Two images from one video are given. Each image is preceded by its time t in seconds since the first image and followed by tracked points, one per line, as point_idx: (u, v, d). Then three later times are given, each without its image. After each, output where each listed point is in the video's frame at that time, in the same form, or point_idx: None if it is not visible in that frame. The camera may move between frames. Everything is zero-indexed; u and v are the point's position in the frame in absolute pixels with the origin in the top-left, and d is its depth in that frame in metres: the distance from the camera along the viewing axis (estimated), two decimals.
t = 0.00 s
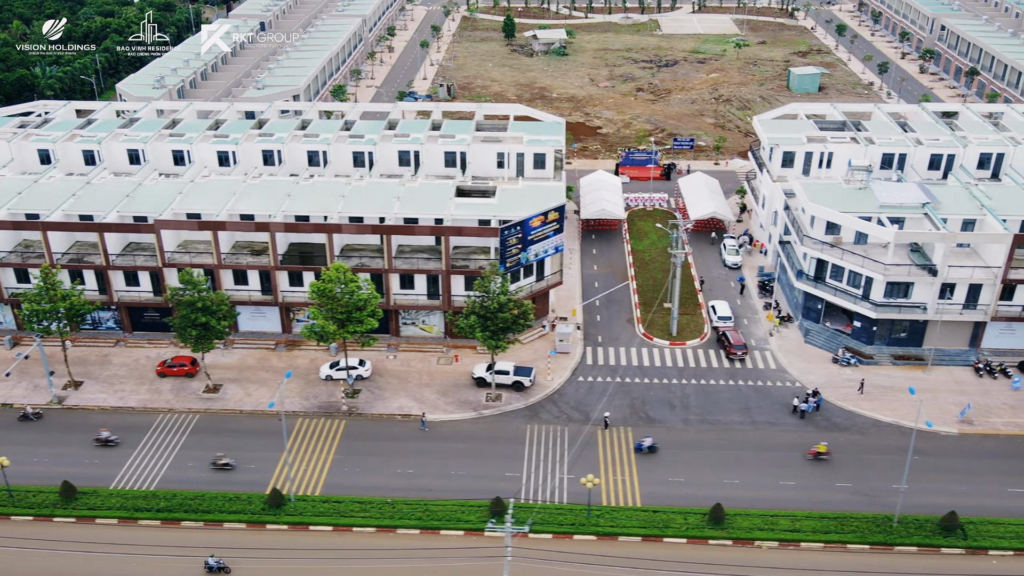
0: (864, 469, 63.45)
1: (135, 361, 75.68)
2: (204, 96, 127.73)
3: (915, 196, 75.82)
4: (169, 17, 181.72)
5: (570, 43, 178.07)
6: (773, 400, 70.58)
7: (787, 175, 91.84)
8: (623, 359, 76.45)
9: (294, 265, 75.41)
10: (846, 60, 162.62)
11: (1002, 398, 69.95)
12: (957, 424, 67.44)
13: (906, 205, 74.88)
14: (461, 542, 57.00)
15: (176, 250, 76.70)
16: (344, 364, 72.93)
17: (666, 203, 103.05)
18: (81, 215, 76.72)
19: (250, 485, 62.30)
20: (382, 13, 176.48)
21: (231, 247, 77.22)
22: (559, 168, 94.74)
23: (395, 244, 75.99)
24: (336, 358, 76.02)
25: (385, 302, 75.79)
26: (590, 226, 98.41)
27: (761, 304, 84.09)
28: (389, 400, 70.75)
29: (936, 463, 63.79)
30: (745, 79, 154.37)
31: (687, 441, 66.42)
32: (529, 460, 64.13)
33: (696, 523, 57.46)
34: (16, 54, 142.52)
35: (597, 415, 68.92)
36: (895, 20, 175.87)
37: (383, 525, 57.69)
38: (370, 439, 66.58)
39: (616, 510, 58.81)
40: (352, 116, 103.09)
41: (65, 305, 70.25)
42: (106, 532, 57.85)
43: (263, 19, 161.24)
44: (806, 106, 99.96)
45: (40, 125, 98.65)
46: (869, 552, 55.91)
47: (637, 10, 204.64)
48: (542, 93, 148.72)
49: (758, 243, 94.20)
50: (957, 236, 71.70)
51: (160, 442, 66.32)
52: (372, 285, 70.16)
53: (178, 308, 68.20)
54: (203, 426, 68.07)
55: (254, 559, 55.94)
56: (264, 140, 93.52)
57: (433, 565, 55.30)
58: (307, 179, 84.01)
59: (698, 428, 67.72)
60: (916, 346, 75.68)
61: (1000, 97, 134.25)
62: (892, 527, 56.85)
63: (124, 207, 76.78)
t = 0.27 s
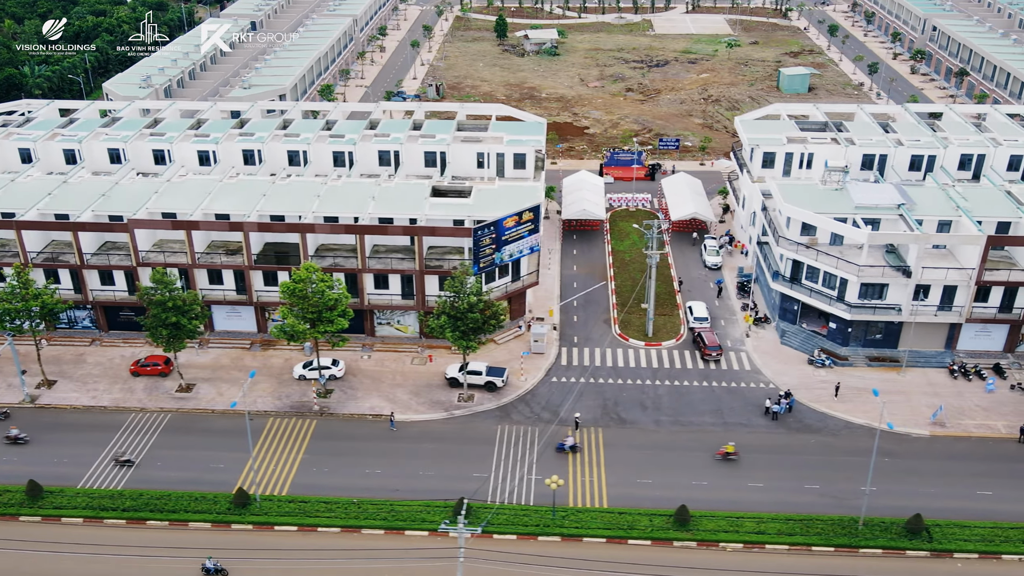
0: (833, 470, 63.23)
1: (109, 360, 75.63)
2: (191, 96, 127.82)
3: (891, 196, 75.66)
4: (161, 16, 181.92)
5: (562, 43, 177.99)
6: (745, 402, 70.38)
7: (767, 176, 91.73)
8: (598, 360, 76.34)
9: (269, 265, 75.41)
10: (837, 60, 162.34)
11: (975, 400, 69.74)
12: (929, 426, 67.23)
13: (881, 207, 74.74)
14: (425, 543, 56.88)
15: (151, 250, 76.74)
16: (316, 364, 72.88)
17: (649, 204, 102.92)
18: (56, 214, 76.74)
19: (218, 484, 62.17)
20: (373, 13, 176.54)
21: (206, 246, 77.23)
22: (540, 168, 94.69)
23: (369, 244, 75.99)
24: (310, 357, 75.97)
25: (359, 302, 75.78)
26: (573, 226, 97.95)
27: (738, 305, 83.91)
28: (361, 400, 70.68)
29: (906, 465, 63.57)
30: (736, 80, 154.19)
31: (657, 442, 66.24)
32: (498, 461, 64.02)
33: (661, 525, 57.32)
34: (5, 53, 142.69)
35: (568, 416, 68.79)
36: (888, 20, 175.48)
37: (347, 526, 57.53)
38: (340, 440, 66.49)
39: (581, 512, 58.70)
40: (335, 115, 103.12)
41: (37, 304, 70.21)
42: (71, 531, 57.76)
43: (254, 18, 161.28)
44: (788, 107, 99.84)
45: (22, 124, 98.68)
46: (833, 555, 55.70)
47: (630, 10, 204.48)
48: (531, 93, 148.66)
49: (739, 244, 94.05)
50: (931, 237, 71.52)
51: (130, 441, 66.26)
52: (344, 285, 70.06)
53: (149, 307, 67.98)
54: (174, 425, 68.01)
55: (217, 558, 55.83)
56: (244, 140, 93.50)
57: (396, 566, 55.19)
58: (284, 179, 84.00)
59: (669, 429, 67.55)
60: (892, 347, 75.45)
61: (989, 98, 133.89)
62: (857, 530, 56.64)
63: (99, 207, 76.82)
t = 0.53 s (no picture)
0: (810, 474, 62.82)
1: (93, 357, 75.95)
2: (188, 94, 128.30)
3: (876, 199, 75.12)
4: (164, 14, 182.81)
5: (563, 43, 177.83)
6: (726, 404, 70.06)
7: (757, 177, 91.30)
8: (580, 361, 76.14)
9: (252, 264, 75.54)
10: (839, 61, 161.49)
11: (957, 405, 69.22)
12: (909, 430, 66.75)
13: (866, 209, 74.26)
14: (396, 542, 56.81)
15: (136, 247, 77.05)
16: (298, 363, 72.99)
17: (640, 205, 102.62)
18: (42, 211, 77.14)
19: (193, 482, 62.32)
20: (375, 12, 176.89)
21: (190, 244, 77.45)
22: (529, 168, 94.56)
23: (352, 244, 76.06)
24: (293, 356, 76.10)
25: (342, 301, 75.88)
26: (563, 226, 98.12)
27: (724, 306, 83.55)
28: (341, 400, 70.74)
29: (884, 470, 63.11)
30: (736, 80, 153.64)
31: (634, 444, 65.99)
32: (474, 462, 63.95)
33: (633, 527, 57.10)
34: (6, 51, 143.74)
35: (547, 417, 68.64)
36: (892, 21, 174.42)
37: (319, 524, 57.54)
38: (317, 439, 66.54)
39: (553, 513, 58.57)
40: (327, 114, 103.30)
41: (20, 301, 70.60)
42: (44, 527, 57.96)
43: (255, 16, 161.84)
44: (781, 109, 99.40)
45: (16, 122, 99.24)
46: (805, 559, 55.31)
47: (634, 10, 204.05)
48: (529, 93, 148.60)
49: (728, 245, 93.68)
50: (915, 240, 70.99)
51: (109, 438, 66.50)
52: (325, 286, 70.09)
53: (129, 304, 68.50)
54: (154, 423, 68.22)
55: (188, 556, 55.91)
56: (234, 138, 93.67)
57: (365, 565, 55.16)
58: (271, 178, 84.14)
59: (648, 431, 67.29)
60: (876, 351, 74.96)
61: (990, 101, 132.88)
62: (830, 535, 56.25)
63: (85, 204, 77.18)
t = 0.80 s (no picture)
0: (784, 477, 62.44)
1: (75, 353, 76.25)
2: (184, 92, 128.78)
3: (859, 201, 74.59)
4: (167, 13, 183.69)
5: (564, 43, 177.61)
6: (703, 407, 69.72)
7: (744, 179, 90.88)
8: (559, 362, 75.98)
9: (232, 262, 75.64)
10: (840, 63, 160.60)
11: (936, 409, 68.67)
12: (887, 434, 66.26)
13: (848, 212, 73.80)
14: (363, 542, 56.75)
15: (118, 245, 77.38)
16: (276, 361, 73.08)
17: (630, 205, 102.31)
18: (26, 208, 77.54)
19: (166, 479, 62.42)
20: (376, 12, 177.18)
21: (173, 242, 77.68)
22: (517, 168, 94.47)
23: (333, 243, 76.13)
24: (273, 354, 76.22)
25: (322, 300, 76.00)
26: (552, 226, 97.75)
27: (708, 308, 83.19)
28: (318, 399, 70.80)
29: (859, 474, 62.67)
30: (734, 81, 153.05)
31: (609, 446, 65.76)
32: (446, 462, 63.88)
33: (601, 529, 56.89)
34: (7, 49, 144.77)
35: (522, 418, 68.51)
36: (895, 23, 173.27)
37: (288, 523, 57.50)
38: (292, 437, 66.59)
39: (522, 514, 58.42)
40: (317, 113, 103.52)
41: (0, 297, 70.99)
42: (15, 523, 58.19)
43: (255, 15, 162.37)
44: (771, 110, 98.93)
45: (8, 119, 99.80)
46: (773, 563, 54.96)
47: (637, 11, 203.56)
48: (527, 93, 148.46)
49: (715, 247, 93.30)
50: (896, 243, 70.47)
51: (85, 435, 66.74)
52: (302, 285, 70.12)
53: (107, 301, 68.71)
54: (131, 420, 68.42)
55: (155, 553, 56.01)
56: (223, 136, 93.83)
57: (331, 564, 55.14)
58: (256, 176, 84.28)
59: (623, 433, 67.03)
60: (858, 354, 74.49)
61: (988, 103, 131.86)
62: (799, 539, 55.89)
63: (68, 202, 77.56)
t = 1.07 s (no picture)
0: (758, 480, 62.13)
1: (57, 351, 76.48)
2: (179, 90, 129.10)
3: (841, 203, 74.20)
4: (167, 12, 184.40)
5: (563, 43, 177.39)
6: (681, 409, 69.48)
7: (731, 180, 90.51)
8: (540, 363, 75.84)
9: (213, 260, 75.78)
10: (839, 64, 159.83)
11: (916, 413, 68.23)
12: (864, 438, 65.90)
13: (830, 214, 73.46)
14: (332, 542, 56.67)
15: (101, 243, 77.64)
16: (255, 360, 73.18)
17: (620, 206, 102.07)
18: (9, 206, 77.84)
19: (140, 477, 62.50)
20: (375, 11, 177.40)
21: (155, 240, 77.90)
22: (504, 169, 94.43)
23: (314, 242, 76.22)
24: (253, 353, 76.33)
25: (303, 299, 76.10)
26: (540, 226, 97.56)
27: (692, 310, 82.91)
28: (296, 397, 70.85)
29: (833, 477, 62.31)
30: (732, 82, 152.54)
31: (584, 447, 65.61)
32: (420, 462, 63.84)
33: (570, 531, 56.72)
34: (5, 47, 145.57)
35: (499, 419, 68.41)
36: (896, 24, 172.29)
37: (258, 522, 57.51)
38: (267, 436, 66.62)
39: (493, 515, 58.31)
40: (307, 113, 103.67)
41: None
42: None
43: (254, 14, 162.81)
44: (760, 111, 98.53)
45: None
46: (742, 567, 54.69)
47: (638, 11, 203.20)
48: (523, 93, 148.33)
49: (703, 248, 92.99)
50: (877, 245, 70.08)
51: (62, 432, 66.94)
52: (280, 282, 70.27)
53: (86, 298, 68.91)
54: (109, 418, 68.59)
55: (125, 551, 56.10)
56: (211, 135, 93.97)
57: (299, 563, 55.13)
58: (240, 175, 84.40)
59: (599, 434, 66.86)
60: (839, 357, 74.09)
61: (986, 105, 130.96)
62: (769, 542, 55.62)
63: (52, 199, 77.82)
